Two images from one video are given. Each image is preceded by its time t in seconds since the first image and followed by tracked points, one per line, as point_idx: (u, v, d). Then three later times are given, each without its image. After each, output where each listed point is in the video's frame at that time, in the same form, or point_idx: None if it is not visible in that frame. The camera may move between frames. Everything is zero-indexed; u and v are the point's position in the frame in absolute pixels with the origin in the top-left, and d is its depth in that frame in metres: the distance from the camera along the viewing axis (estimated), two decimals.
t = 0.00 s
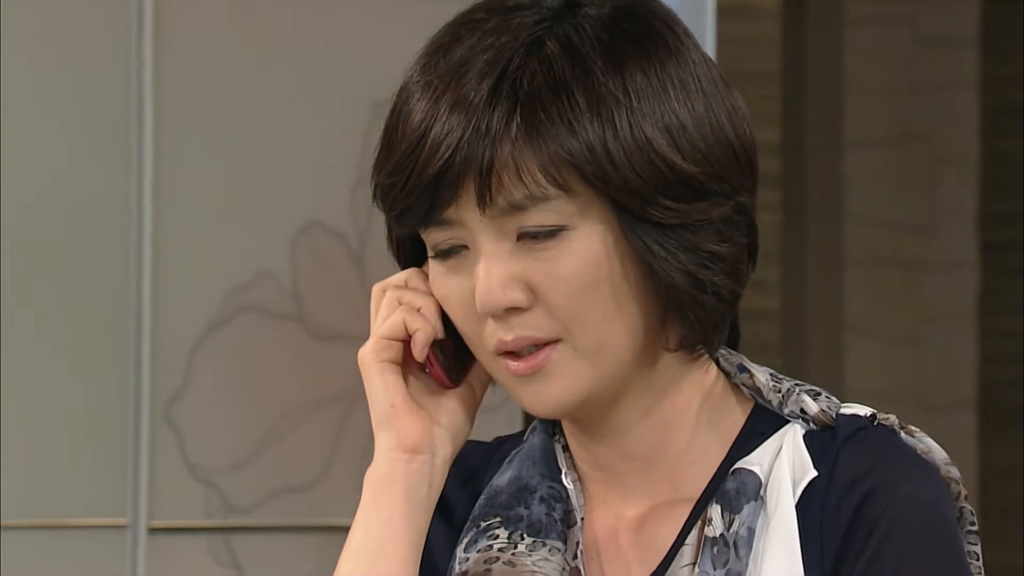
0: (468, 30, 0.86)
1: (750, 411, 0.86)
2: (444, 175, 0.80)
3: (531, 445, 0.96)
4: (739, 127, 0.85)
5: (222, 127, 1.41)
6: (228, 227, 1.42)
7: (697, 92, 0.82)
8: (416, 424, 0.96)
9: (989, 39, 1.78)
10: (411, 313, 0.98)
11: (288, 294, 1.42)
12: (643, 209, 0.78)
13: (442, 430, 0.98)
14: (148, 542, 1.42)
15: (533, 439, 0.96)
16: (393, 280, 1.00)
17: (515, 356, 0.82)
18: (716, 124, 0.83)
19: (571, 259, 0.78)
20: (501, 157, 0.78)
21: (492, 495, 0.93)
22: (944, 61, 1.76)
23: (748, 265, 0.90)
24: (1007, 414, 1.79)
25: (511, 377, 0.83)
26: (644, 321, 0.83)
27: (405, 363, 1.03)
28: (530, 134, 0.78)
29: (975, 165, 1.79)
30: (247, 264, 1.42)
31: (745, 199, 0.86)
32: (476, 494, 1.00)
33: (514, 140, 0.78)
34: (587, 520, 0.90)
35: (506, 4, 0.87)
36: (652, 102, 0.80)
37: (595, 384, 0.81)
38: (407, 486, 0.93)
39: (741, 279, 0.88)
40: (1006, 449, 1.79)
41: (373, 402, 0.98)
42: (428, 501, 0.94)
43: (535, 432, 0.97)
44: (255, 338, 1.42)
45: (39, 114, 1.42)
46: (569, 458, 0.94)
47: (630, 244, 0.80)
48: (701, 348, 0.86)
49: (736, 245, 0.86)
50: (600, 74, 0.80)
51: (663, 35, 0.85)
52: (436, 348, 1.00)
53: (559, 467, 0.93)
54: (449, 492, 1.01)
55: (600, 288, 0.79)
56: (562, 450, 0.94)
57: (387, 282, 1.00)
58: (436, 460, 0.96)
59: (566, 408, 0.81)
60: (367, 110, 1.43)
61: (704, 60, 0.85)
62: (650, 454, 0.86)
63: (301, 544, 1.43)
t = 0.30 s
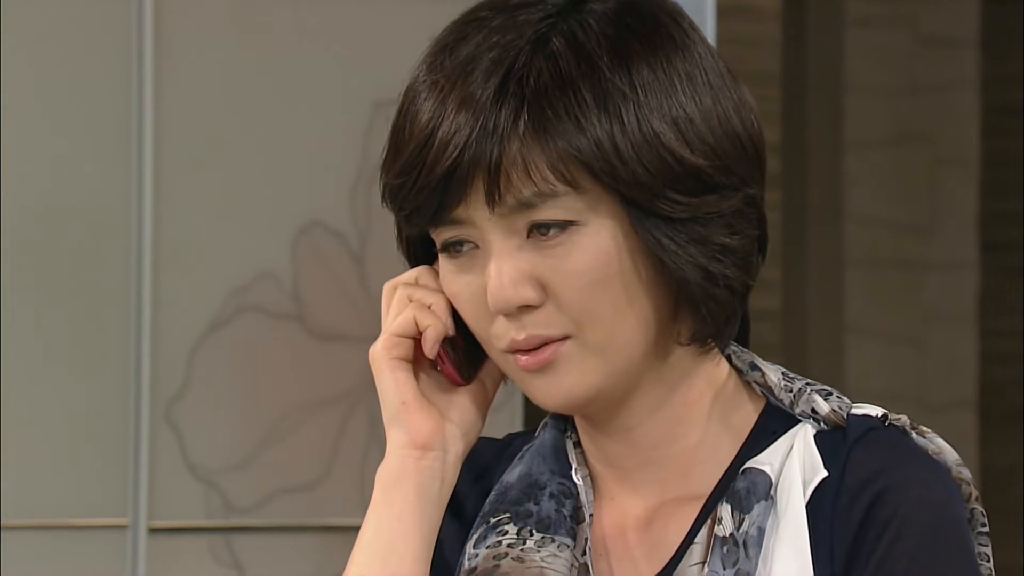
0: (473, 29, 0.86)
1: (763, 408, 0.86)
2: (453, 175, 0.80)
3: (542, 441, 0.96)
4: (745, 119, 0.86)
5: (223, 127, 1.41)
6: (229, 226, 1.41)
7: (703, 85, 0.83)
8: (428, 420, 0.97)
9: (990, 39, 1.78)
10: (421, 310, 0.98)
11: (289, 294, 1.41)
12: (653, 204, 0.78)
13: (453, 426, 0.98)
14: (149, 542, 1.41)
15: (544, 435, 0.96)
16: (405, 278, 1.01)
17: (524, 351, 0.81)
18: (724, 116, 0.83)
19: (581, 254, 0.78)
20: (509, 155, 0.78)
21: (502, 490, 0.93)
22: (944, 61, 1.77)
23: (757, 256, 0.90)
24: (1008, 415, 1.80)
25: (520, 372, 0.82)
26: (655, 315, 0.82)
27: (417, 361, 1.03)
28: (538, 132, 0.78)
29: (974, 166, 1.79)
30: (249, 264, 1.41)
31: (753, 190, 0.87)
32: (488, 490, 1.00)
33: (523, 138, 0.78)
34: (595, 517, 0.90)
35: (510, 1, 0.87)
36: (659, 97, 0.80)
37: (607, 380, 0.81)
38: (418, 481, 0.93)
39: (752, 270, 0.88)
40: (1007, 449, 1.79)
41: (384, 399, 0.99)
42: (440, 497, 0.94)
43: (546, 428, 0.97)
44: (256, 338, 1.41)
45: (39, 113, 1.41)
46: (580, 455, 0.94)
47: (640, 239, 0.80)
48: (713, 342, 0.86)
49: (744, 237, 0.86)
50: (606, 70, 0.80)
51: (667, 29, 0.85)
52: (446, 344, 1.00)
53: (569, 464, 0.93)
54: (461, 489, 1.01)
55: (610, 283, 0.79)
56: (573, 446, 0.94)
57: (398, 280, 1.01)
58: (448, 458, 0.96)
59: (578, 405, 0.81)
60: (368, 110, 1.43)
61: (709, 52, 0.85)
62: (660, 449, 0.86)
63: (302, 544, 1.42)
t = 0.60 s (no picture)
0: (465, 30, 0.86)
1: (767, 407, 0.86)
2: (447, 176, 0.80)
3: (549, 440, 0.96)
4: (740, 114, 0.85)
5: (223, 127, 1.41)
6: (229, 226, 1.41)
7: (697, 81, 0.82)
8: (431, 424, 0.96)
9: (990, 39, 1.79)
10: (423, 314, 0.98)
11: (289, 294, 1.41)
12: (648, 201, 0.78)
13: (457, 429, 0.98)
14: (149, 542, 1.41)
15: (551, 435, 0.96)
16: (406, 282, 1.01)
17: (527, 355, 0.82)
18: (718, 112, 0.83)
19: (578, 254, 0.78)
20: (502, 155, 0.78)
21: (509, 490, 0.93)
22: (944, 61, 1.78)
23: (756, 251, 0.90)
24: (1009, 415, 1.80)
25: (524, 376, 0.83)
26: (653, 311, 0.82)
27: (420, 364, 1.03)
28: (531, 132, 0.78)
29: (974, 165, 1.80)
30: (249, 264, 1.41)
31: (750, 185, 0.86)
32: (494, 490, 1.00)
33: (515, 137, 0.78)
34: (602, 517, 0.90)
35: (504, 1, 0.87)
36: (652, 93, 0.80)
37: (608, 378, 0.81)
38: (423, 482, 0.93)
39: (751, 266, 0.88)
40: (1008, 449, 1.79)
41: (387, 403, 0.99)
42: (445, 500, 0.94)
43: (553, 427, 0.97)
44: (257, 338, 1.41)
45: (39, 113, 1.41)
46: (588, 453, 0.94)
47: (636, 236, 0.80)
48: (715, 336, 0.86)
49: (742, 232, 0.86)
50: (598, 68, 0.80)
51: (660, 26, 0.85)
52: (449, 347, 1.00)
53: (577, 462, 0.93)
54: (467, 489, 1.01)
55: (608, 282, 0.79)
56: (582, 445, 0.94)
57: (399, 284, 1.01)
58: (452, 460, 0.96)
59: (580, 405, 0.82)
60: (368, 110, 1.42)
61: (703, 49, 0.85)
62: (663, 447, 0.87)
63: (302, 544, 1.42)
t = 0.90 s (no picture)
0: (461, 25, 0.87)
1: (768, 407, 0.86)
2: (439, 168, 0.81)
3: (550, 442, 0.96)
4: (735, 114, 0.86)
5: (224, 127, 1.41)
6: (230, 226, 1.41)
7: (691, 80, 0.83)
8: (430, 428, 0.96)
9: (990, 40, 1.79)
10: (418, 318, 0.98)
11: (290, 294, 1.41)
12: (641, 196, 0.78)
13: (455, 434, 0.98)
14: (149, 542, 1.41)
15: (553, 436, 0.96)
16: (401, 287, 1.01)
17: (520, 351, 0.82)
18: (712, 111, 0.83)
19: (570, 248, 0.78)
20: (495, 147, 0.78)
21: (511, 493, 0.93)
22: (944, 61, 1.78)
23: (750, 252, 0.90)
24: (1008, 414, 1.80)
25: (518, 373, 0.83)
26: (647, 308, 0.82)
27: (417, 370, 1.03)
28: (524, 125, 0.78)
29: (973, 165, 1.80)
30: (250, 264, 1.41)
31: (744, 185, 0.87)
32: (497, 491, 1.00)
33: (508, 130, 0.78)
34: (605, 519, 0.90)
35: None
36: (645, 90, 0.80)
37: (601, 375, 0.81)
38: (423, 487, 0.94)
39: (744, 266, 0.88)
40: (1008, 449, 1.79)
41: (384, 409, 0.99)
42: (444, 505, 0.94)
43: (555, 429, 0.97)
44: (257, 338, 1.41)
45: (40, 114, 1.41)
46: (591, 454, 0.94)
47: (628, 231, 0.80)
48: (711, 337, 0.86)
49: (735, 232, 0.86)
50: (593, 63, 0.80)
51: (656, 25, 0.85)
52: (445, 350, 1.00)
53: (580, 464, 0.93)
54: (470, 490, 1.01)
55: (599, 278, 0.79)
56: (583, 446, 0.94)
57: (395, 289, 1.01)
58: (451, 464, 0.96)
59: (571, 401, 0.81)
60: (368, 111, 1.42)
61: (698, 48, 0.85)
62: (660, 445, 0.87)
63: (302, 544, 1.42)
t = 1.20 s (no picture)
0: (463, 18, 0.87)
1: (764, 406, 0.86)
2: (442, 159, 0.81)
3: (546, 440, 0.96)
4: (738, 106, 0.86)
5: (222, 126, 1.41)
6: (229, 226, 1.41)
7: (694, 72, 0.83)
8: (425, 416, 0.96)
9: (990, 40, 1.79)
10: (416, 306, 0.98)
11: (290, 293, 1.42)
12: (644, 187, 0.79)
13: (451, 421, 0.98)
14: (149, 543, 1.41)
15: (548, 434, 0.96)
16: (400, 277, 1.01)
17: (520, 339, 0.82)
18: (715, 102, 0.84)
19: (573, 238, 0.79)
20: (498, 138, 0.79)
21: (506, 491, 0.92)
22: (944, 61, 1.78)
23: (751, 247, 0.90)
24: (1010, 415, 1.79)
25: (517, 363, 0.83)
26: (649, 298, 0.82)
27: (414, 358, 1.03)
28: (527, 116, 0.78)
29: (973, 165, 1.80)
30: (250, 264, 1.41)
31: (747, 178, 0.87)
32: (493, 490, 1.00)
33: (511, 121, 0.79)
34: (599, 517, 0.90)
35: None
36: (648, 81, 0.80)
37: (604, 366, 0.81)
38: (417, 478, 0.94)
39: (746, 260, 0.88)
40: (1009, 450, 1.79)
41: (380, 396, 0.99)
42: (437, 491, 0.94)
43: (550, 426, 0.97)
44: (257, 338, 1.41)
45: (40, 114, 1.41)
46: (584, 453, 0.93)
47: (631, 223, 0.80)
48: (708, 331, 0.86)
49: (737, 225, 0.86)
50: (595, 55, 0.81)
51: (658, 18, 0.85)
52: (443, 339, 1.00)
53: (574, 463, 0.93)
54: (467, 487, 1.01)
55: (603, 268, 0.79)
56: (578, 444, 0.94)
57: (394, 278, 1.01)
58: (445, 453, 0.96)
59: (572, 391, 0.81)
60: (368, 111, 1.43)
61: (701, 40, 0.86)
62: (657, 440, 0.86)
63: (302, 544, 1.42)
